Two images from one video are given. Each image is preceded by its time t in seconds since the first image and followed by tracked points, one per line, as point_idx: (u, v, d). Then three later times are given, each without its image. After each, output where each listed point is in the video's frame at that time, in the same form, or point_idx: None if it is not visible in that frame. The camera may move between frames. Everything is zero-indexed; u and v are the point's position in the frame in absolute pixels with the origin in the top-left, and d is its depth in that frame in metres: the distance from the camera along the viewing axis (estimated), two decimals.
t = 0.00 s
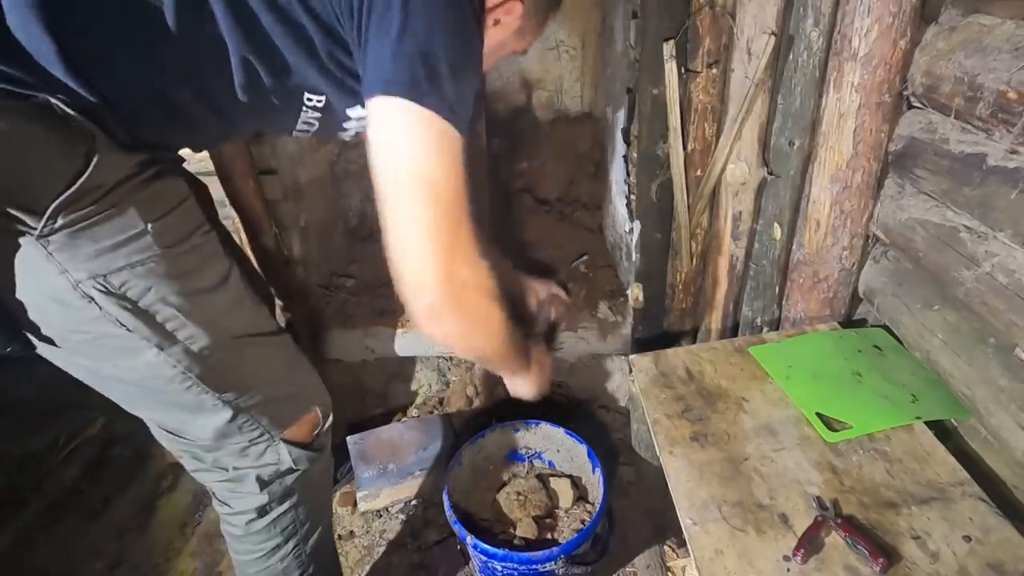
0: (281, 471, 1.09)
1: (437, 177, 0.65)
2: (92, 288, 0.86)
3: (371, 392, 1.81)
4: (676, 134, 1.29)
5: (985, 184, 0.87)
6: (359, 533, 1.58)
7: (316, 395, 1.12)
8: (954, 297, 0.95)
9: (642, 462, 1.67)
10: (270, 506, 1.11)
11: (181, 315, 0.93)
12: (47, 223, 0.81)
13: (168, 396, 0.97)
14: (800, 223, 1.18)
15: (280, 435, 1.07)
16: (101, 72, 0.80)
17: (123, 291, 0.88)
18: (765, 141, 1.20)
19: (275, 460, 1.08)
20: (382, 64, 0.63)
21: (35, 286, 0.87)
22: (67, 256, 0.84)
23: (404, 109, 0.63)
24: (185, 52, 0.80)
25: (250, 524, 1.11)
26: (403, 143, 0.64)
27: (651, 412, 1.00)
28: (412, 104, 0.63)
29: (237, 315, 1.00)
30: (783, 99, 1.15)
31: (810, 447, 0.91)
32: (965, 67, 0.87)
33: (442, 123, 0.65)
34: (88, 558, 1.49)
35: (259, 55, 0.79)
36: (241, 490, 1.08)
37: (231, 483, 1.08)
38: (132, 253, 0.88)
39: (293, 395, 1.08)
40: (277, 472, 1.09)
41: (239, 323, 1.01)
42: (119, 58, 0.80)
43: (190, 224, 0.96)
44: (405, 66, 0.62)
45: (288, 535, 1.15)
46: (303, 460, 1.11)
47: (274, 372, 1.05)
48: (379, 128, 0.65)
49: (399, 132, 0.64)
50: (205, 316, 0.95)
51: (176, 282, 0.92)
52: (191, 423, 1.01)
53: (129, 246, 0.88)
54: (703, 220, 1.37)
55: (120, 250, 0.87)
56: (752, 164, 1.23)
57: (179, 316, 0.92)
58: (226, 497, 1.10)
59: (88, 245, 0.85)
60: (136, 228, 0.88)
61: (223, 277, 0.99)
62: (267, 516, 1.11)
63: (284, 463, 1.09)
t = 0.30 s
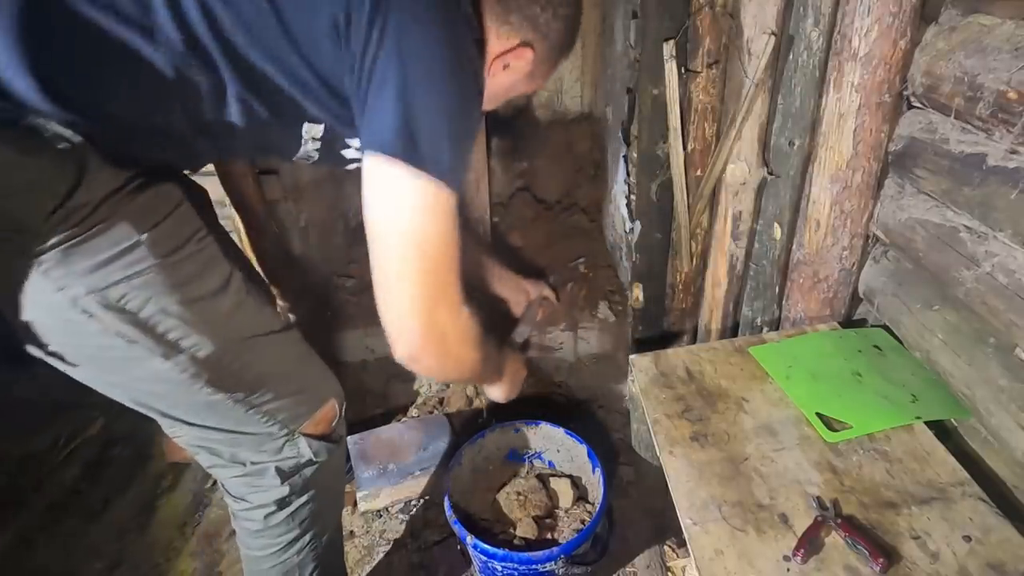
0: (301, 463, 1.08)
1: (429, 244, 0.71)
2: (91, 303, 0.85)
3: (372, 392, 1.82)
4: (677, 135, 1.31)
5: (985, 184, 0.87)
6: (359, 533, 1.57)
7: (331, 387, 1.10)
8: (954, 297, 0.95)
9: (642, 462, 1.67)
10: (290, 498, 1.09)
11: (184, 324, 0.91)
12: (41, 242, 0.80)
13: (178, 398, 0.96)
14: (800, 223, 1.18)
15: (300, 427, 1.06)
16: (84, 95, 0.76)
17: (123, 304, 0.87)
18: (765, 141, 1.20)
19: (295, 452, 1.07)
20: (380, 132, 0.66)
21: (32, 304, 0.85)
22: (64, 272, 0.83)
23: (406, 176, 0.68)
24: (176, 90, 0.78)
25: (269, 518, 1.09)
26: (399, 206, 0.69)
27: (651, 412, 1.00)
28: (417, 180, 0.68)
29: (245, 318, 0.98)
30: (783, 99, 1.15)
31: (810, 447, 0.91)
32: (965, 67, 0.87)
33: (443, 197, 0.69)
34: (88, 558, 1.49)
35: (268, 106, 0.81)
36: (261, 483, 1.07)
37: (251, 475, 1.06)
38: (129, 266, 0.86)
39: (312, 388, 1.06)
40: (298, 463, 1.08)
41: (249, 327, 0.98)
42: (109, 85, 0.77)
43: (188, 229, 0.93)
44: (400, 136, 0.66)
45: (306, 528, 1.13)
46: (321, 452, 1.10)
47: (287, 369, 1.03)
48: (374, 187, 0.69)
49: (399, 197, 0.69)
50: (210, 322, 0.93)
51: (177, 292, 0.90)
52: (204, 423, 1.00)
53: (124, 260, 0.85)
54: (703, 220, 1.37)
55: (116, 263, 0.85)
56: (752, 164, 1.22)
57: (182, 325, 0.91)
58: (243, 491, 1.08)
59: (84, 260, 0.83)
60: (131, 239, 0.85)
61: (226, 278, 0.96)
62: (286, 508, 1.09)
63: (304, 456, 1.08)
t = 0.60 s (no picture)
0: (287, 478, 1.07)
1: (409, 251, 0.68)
2: (49, 327, 0.83)
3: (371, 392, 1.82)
4: (676, 135, 1.30)
5: (985, 184, 0.87)
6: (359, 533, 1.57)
7: (316, 400, 1.09)
8: (954, 297, 0.95)
9: (642, 462, 1.67)
10: (278, 512, 1.09)
11: (150, 348, 0.88)
12: None
13: (149, 416, 0.94)
14: (800, 223, 1.18)
15: (284, 442, 1.05)
16: (26, 101, 0.76)
17: (83, 328, 0.84)
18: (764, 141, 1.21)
19: (281, 468, 1.06)
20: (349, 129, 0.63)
21: None
22: (19, 295, 0.80)
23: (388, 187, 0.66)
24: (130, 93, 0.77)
25: (257, 532, 1.09)
26: (375, 212, 0.67)
27: (651, 412, 1.00)
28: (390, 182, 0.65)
29: (219, 336, 0.96)
30: (784, 98, 1.15)
31: (810, 447, 0.91)
32: (965, 67, 0.87)
33: (420, 196, 0.67)
34: (88, 558, 1.49)
35: (223, 106, 0.78)
36: (248, 497, 1.06)
37: (237, 490, 1.06)
38: (87, 288, 0.83)
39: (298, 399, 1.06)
40: (284, 478, 1.07)
41: (225, 345, 0.97)
42: (60, 94, 0.76)
43: (153, 245, 0.91)
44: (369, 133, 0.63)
45: (296, 540, 1.13)
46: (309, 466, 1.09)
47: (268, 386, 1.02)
48: (349, 195, 0.67)
49: (373, 201, 0.66)
50: (179, 344, 0.91)
51: (141, 314, 0.87)
52: (182, 440, 0.99)
53: (84, 283, 0.82)
54: (703, 220, 1.36)
55: (73, 286, 0.82)
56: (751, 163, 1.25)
57: (147, 350, 0.88)
58: (230, 506, 1.08)
59: (40, 284, 0.80)
60: (88, 260, 0.82)
61: (196, 296, 0.94)
62: (274, 522, 1.09)
63: (290, 471, 1.07)
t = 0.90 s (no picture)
0: (253, 485, 1.05)
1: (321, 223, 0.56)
2: None
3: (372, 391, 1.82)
4: (677, 135, 1.28)
5: (985, 184, 0.87)
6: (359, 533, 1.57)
7: (287, 408, 1.07)
8: (954, 297, 0.95)
9: (642, 462, 1.67)
10: (245, 519, 1.07)
11: (95, 358, 0.86)
12: None
13: (105, 420, 0.93)
14: (800, 223, 1.18)
15: (247, 452, 1.03)
16: None
17: (32, 331, 0.83)
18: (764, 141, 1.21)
19: (246, 476, 1.04)
20: (265, 71, 0.51)
21: None
22: None
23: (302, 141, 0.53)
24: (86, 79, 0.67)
25: (226, 538, 1.08)
26: (285, 167, 0.54)
27: (651, 412, 1.00)
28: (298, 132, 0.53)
29: (180, 345, 0.93)
30: (786, 98, 1.15)
31: (810, 447, 0.91)
32: (965, 67, 0.87)
33: (341, 156, 0.54)
34: (87, 558, 1.49)
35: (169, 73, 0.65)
36: (214, 504, 1.05)
37: (203, 497, 1.05)
38: (38, 293, 0.81)
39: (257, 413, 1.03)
40: (250, 486, 1.05)
41: (184, 352, 0.93)
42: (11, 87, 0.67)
43: (117, 249, 0.86)
44: (291, 78, 0.51)
45: (268, 546, 1.11)
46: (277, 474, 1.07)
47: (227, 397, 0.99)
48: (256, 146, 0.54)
49: (278, 159, 0.53)
50: (131, 355, 0.88)
51: (94, 323, 0.85)
52: (146, 445, 0.98)
53: (33, 287, 0.81)
54: (703, 219, 1.34)
55: (25, 288, 0.80)
56: (752, 164, 1.26)
57: (94, 359, 0.86)
58: (199, 511, 1.07)
59: None
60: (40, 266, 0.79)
61: (158, 305, 0.90)
62: (243, 529, 1.08)
63: (256, 479, 1.05)
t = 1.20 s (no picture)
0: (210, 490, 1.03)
1: (119, 177, 0.48)
2: None
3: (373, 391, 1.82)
4: (677, 134, 1.28)
5: (985, 184, 0.87)
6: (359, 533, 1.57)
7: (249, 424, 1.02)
8: (954, 297, 0.95)
9: (642, 462, 1.67)
10: (206, 524, 1.05)
11: (41, 358, 0.81)
12: None
13: (59, 424, 0.88)
14: (800, 223, 1.18)
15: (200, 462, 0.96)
16: None
17: None
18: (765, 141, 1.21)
19: (203, 481, 1.01)
20: None
21: None
22: None
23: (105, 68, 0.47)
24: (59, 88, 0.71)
25: (189, 540, 1.07)
26: (81, 98, 0.47)
27: (651, 412, 1.00)
28: (112, 65, 0.47)
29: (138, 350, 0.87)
30: (786, 98, 1.15)
31: (810, 447, 0.91)
32: (965, 67, 0.87)
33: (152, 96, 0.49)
34: (88, 559, 1.51)
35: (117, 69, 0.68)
36: (173, 507, 1.03)
37: (163, 500, 1.03)
38: None
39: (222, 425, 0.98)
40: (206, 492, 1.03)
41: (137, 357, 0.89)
42: None
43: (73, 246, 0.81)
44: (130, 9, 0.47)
45: (231, 551, 1.10)
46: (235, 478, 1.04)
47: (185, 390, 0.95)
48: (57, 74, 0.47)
49: (77, 90, 0.47)
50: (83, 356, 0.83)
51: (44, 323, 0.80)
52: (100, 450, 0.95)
53: None
54: (703, 219, 1.35)
55: None
56: (752, 164, 1.25)
57: (41, 359, 0.81)
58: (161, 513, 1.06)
59: None
60: None
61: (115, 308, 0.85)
62: (204, 533, 1.06)
63: (213, 485, 1.02)
